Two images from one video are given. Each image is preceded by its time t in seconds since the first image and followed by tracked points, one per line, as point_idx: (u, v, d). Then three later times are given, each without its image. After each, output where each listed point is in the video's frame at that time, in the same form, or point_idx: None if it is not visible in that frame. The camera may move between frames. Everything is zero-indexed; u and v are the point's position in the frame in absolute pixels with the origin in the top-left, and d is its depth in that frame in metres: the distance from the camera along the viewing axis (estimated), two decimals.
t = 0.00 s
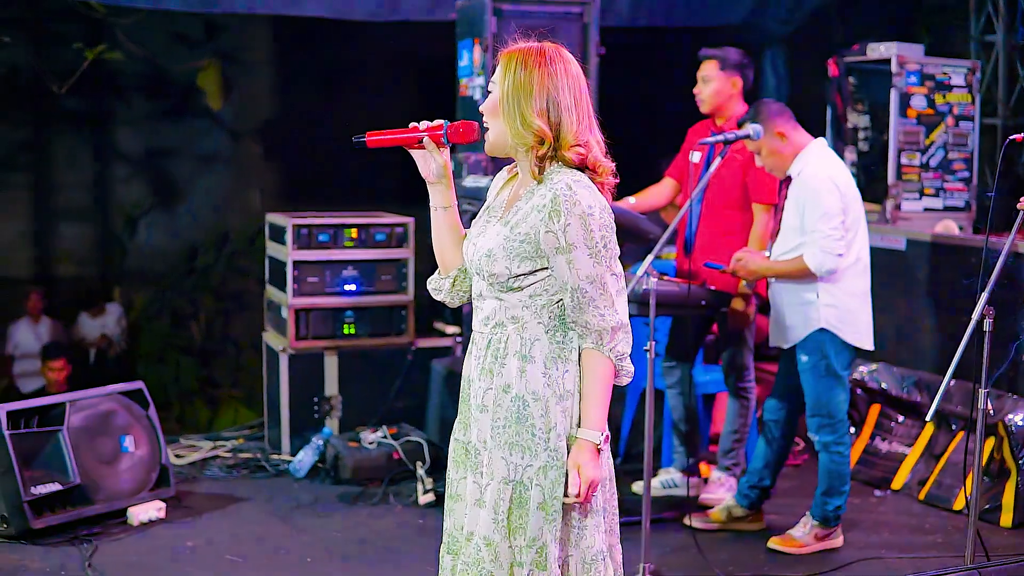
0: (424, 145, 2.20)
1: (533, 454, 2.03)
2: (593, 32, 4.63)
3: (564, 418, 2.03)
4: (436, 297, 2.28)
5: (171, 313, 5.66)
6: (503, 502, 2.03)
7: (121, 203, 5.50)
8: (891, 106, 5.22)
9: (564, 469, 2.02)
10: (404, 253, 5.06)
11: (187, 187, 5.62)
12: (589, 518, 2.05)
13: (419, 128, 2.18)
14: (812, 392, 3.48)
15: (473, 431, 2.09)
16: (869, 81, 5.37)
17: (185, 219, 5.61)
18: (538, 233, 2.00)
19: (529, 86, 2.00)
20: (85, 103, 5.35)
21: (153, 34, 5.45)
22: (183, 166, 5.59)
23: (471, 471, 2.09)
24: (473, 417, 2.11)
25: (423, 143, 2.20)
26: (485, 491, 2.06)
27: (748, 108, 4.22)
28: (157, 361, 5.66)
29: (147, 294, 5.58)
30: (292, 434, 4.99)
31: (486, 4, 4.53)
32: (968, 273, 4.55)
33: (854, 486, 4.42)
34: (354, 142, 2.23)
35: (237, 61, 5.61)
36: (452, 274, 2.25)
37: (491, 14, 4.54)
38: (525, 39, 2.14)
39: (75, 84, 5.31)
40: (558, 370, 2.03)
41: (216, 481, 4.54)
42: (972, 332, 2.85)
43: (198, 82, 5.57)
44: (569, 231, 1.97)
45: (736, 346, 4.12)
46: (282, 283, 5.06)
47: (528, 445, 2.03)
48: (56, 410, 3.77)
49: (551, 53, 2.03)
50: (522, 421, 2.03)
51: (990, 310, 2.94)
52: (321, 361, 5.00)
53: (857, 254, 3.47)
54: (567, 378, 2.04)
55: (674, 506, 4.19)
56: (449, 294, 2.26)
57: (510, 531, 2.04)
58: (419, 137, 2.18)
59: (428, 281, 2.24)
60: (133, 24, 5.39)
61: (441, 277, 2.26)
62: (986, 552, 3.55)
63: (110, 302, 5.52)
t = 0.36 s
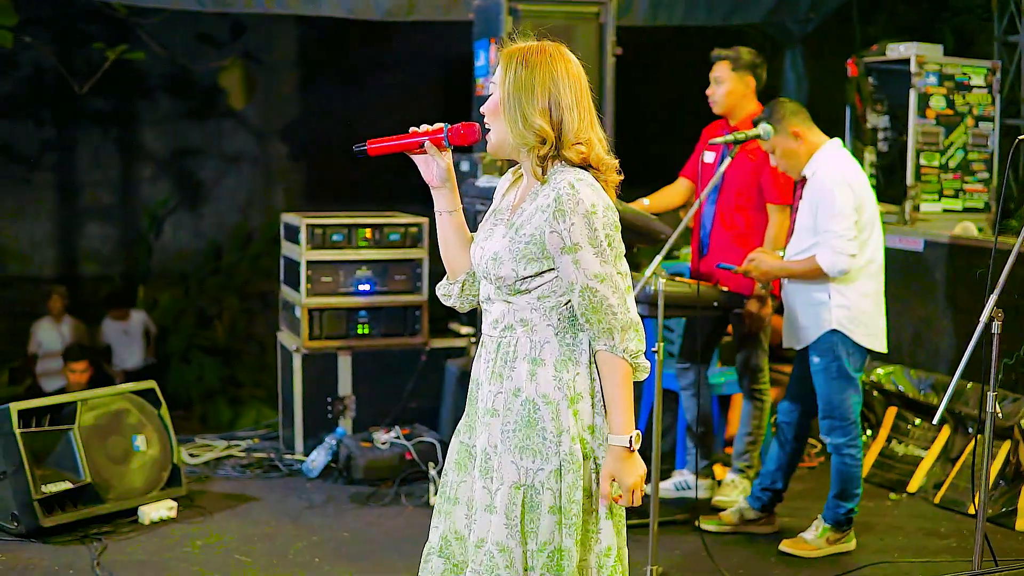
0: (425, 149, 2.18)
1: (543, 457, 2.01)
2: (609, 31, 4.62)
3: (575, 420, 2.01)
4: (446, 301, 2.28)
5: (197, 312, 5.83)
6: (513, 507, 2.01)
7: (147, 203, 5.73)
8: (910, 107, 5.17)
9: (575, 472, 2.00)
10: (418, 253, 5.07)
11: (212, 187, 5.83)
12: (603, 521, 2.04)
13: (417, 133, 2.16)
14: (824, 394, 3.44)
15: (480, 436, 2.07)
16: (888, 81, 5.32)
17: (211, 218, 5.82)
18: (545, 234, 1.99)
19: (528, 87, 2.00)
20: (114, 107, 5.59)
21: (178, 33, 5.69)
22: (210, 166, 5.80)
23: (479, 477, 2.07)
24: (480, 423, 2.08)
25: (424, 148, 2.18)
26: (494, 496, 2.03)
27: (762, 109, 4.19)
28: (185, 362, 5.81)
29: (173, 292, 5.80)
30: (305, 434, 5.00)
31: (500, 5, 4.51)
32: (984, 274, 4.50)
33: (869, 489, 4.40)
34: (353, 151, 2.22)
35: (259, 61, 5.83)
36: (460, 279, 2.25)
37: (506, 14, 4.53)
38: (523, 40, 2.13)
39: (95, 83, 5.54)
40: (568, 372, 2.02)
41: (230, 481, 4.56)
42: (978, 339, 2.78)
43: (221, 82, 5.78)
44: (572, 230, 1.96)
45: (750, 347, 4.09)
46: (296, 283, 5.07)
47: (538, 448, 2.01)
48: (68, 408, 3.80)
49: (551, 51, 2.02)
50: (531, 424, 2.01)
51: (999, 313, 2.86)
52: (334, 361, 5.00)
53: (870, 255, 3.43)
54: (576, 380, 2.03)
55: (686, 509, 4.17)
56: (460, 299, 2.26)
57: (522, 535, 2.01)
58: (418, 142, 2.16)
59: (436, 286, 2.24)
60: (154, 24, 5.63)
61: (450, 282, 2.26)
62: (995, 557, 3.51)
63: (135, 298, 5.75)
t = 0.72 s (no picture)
0: (437, 143, 2.18)
1: (546, 452, 2.02)
2: (625, 32, 4.60)
3: (577, 415, 2.03)
4: (441, 293, 2.28)
5: (222, 313, 5.96)
6: (515, 501, 2.02)
7: (172, 203, 5.80)
8: (927, 108, 4.99)
9: (577, 467, 2.02)
10: (432, 254, 5.07)
11: (235, 185, 5.89)
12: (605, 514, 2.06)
13: (431, 126, 2.15)
14: (834, 396, 3.42)
15: (482, 431, 2.08)
16: (905, 82, 5.11)
17: (235, 219, 5.91)
18: (559, 230, 1.99)
19: (550, 82, 2.00)
20: (139, 107, 5.69)
21: (205, 34, 5.79)
22: (235, 167, 5.88)
23: (480, 470, 2.08)
24: (482, 417, 2.09)
25: (436, 141, 2.18)
26: (495, 489, 2.04)
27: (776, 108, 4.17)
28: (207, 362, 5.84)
29: (198, 294, 5.90)
30: (319, 434, 5.02)
31: (515, 5, 4.49)
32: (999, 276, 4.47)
33: (883, 492, 4.37)
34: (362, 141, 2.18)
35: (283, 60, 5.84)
36: (462, 274, 2.25)
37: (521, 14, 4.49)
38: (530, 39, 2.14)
39: (117, 83, 5.64)
40: (569, 367, 2.03)
41: (243, 480, 4.59)
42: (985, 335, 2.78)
43: (244, 83, 5.84)
44: (587, 226, 1.96)
45: (762, 349, 4.07)
46: (310, 283, 5.09)
47: (540, 443, 2.02)
48: (79, 408, 3.84)
49: (568, 49, 2.04)
50: (534, 419, 2.02)
51: (1004, 314, 2.85)
52: (348, 361, 5.03)
53: (881, 256, 3.42)
54: (578, 375, 2.04)
55: (696, 510, 4.17)
56: (460, 294, 2.26)
57: (523, 529, 2.02)
58: (432, 135, 2.16)
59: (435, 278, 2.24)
60: (182, 25, 5.74)
61: (450, 276, 2.26)
62: (1002, 560, 3.49)
63: (161, 298, 5.85)
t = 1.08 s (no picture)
0: (460, 180, 2.25)
1: (552, 441, 2.04)
2: (642, 35, 4.46)
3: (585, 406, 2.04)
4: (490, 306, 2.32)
5: (248, 315, 5.89)
6: (519, 487, 2.05)
7: (198, 204, 5.74)
8: (946, 110, 4.87)
9: (582, 459, 2.04)
10: (449, 255, 5.08)
11: (263, 189, 5.80)
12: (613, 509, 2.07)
13: (452, 165, 2.22)
14: (845, 399, 3.41)
15: (497, 416, 2.12)
16: (926, 84, 5.01)
17: (260, 220, 5.82)
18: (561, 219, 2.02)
19: (558, 82, 2.06)
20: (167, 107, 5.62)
21: (225, 38, 5.65)
22: (260, 169, 5.78)
23: (492, 455, 2.12)
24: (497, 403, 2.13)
25: (460, 178, 2.25)
26: (503, 475, 2.08)
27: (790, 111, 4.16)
28: (233, 362, 5.88)
29: (222, 294, 5.82)
30: (335, 435, 5.04)
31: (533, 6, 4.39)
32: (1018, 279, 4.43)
33: (898, 496, 4.34)
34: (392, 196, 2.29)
35: (309, 62, 5.75)
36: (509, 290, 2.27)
37: (539, 15, 4.39)
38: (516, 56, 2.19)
39: (137, 85, 5.56)
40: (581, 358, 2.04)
41: (258, 481, 4.61)
42: (993, 339, 2.70)
43: (268, 84, 5.74)
44: (583, 213, 1.99)
45: (777, 353, 4.06)
46: (326, 285, 5.11)
47: (547, 431, 2.04)
48: (94, 407, 3.88)
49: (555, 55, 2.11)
50: (543, 407, 2.05)
51: (1014, 319, 2.79)
52: (364, 361, 5.05)
53: (895, 258, 3.41)
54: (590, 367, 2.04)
55: (710, 512, 4.16)
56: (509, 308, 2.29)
57: (525, 515, 2.06)
58: (455, 174, 2.23)
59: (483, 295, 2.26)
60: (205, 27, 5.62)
61: (499, 293, 2.27)
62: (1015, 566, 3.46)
63: (184, 301, 5.78)
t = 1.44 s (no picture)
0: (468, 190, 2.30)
1: (573, 430, 2.19)
2: (658, 33, 4.44)
3: (604, 394, 2.20)
4: (501, 313, 2.43)
5: (267, 314, 5.90)
6: (543, 477, 2.19)
7: (217, 203, 5.77)
8: (962, 108, 4.83)
9: (603, 445, 2.19)
10: (462, 254, 5.08)
11: (282, 187, 5.83)
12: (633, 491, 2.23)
13: (458, 175, 2.27)
14: (857, 398, 3.40)
15: (518, 412, 2.25)
16: (943, 83, 4.96)
17: (279, 219, 5.84)
18: (569, 216, 2.19)
19: (546, 88, 2.18)
20: (186, 107, 5.65)
21: (246, 34, 5.65)
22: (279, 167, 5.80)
23: (516, 449, 2.25)
24: (517, 400, 2.26)
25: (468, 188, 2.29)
26: (528, 467, 2.21)
27: (804, 110, 4.14)
28: (251, 360, 5.89)
29: (242, 293, 5.84)
30: (348, 434, 5.05)
31: (547, 4, 4.37)
32: None
33: (911, 495, 4.33)
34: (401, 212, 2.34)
35: (328, 62, 5.76)
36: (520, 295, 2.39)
37: (553, 14, 4.39)
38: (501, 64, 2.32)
39: (154, 84, 5.59)
40: (599, 350, 2.20)
41: (271, 479, 4.63)
42: (1003, 338, 2.68)
43: (287, 83, 5.75)
44: (593, 209, 2.16)
45: (790, 352, 4.04)
46: (340, 283, 5.13)
47: (569, 422, 2.19)
48: (107, 405, 3.91)
49: (538, 62, 2.22)
50: (564, 399, 2.19)
51: None
52: (377, 360, 5.07)
53: (907, 257, 3.39)
54: (607, 359, 2.21)
55: (724, 511, 4.15)
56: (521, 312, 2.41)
57: (551, 503, 2.20)
58: (461, 184, 2.28)
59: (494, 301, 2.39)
60: (223, 25, 5.63)
61: (509, 298, 2.40)
62: None
63: (205, 299, 5.80)
